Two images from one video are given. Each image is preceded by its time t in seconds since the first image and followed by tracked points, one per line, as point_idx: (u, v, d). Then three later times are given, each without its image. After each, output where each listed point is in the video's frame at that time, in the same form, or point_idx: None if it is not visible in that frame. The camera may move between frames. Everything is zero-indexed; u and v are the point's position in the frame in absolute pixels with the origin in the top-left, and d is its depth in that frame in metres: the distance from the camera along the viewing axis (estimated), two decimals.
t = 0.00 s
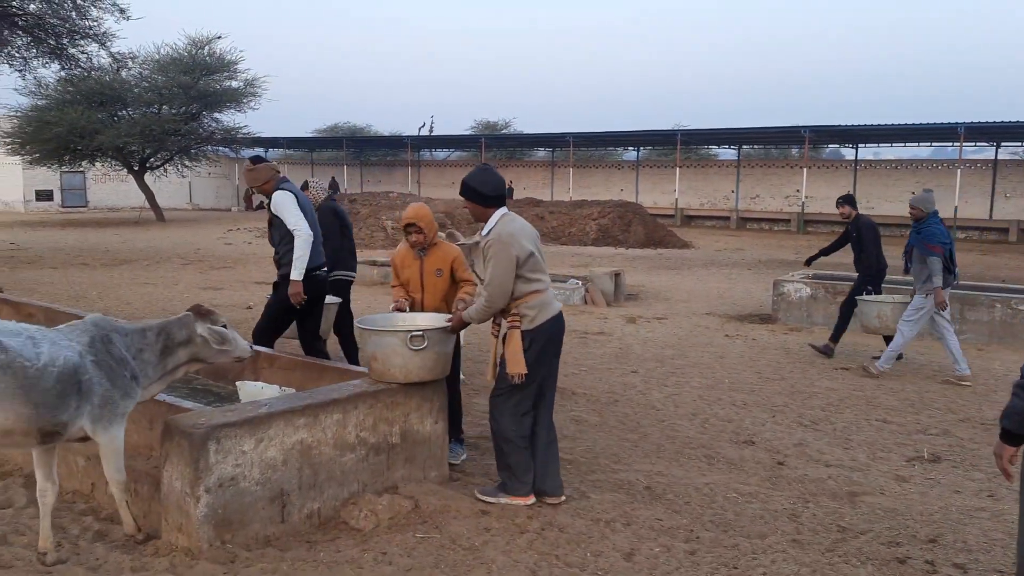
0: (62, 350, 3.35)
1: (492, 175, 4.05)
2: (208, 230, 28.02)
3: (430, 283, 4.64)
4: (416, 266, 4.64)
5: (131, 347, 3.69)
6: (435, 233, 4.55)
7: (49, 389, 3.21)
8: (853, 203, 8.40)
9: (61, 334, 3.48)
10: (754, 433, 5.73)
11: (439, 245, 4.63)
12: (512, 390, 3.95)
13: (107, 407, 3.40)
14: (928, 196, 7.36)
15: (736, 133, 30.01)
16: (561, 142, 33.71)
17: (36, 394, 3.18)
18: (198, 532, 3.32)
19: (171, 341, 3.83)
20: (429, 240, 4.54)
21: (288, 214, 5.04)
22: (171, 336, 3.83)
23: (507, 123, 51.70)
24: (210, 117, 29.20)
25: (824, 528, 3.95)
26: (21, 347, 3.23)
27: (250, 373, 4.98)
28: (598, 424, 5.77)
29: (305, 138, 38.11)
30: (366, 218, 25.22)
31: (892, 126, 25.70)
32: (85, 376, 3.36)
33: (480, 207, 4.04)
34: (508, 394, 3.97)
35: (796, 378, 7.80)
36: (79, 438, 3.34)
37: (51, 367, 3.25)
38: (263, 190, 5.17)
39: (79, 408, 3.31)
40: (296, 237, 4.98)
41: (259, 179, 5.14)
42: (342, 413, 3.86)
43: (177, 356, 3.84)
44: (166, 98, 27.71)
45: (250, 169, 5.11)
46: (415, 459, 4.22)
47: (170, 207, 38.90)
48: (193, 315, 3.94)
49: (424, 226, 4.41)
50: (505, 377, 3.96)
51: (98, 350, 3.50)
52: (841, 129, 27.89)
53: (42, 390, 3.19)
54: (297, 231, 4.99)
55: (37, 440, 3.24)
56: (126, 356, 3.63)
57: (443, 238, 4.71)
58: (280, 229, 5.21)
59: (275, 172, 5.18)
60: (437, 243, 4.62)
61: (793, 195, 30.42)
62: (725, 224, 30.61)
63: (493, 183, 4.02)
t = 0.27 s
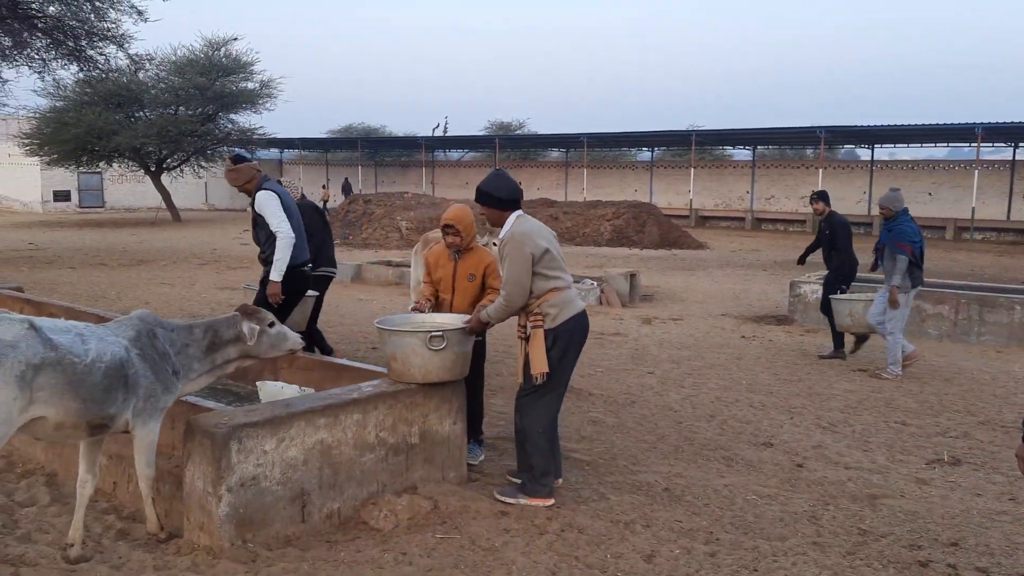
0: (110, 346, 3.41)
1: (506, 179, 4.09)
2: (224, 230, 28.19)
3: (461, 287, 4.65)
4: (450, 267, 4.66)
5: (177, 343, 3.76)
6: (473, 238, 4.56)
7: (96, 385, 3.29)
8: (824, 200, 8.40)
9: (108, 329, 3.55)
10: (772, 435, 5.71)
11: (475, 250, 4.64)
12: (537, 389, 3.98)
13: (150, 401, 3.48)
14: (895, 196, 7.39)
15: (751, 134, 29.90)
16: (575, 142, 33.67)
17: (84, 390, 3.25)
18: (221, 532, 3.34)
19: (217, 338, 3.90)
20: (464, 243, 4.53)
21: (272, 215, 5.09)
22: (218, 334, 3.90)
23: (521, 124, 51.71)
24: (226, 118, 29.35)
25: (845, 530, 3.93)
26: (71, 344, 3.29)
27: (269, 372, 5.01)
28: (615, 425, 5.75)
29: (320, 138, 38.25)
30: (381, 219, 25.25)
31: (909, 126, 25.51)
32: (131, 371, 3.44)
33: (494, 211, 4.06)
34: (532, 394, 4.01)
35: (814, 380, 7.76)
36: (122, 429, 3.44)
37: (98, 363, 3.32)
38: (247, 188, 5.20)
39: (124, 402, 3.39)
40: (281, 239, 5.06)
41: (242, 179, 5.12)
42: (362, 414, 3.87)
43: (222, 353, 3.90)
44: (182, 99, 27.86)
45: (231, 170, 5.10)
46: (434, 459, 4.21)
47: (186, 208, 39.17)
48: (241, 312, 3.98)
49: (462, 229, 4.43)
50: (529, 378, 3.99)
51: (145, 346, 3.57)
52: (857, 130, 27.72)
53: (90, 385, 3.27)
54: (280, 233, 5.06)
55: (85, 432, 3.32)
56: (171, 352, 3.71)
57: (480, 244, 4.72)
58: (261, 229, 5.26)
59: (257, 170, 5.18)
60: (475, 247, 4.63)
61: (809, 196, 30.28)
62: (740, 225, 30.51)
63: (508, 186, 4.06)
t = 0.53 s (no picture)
0: (137, 344, 3.46)
1: (522, 178, 4.13)
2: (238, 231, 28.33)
3: (466, 295, 4.67)
4: (455, 274, 4.68)
5: (205, 340, 3.81)
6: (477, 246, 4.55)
7: (121, 381, 3.33)
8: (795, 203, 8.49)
9: (137, 326, 3.60)
10: (786, 438, 5.69)
11: (481, 257, 4.65)
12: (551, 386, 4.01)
13: (177, 397, 3.53)
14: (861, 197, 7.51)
15: (766, 135, 29.78)
16: (588, 144, 33.65)
17: (111, 387, 3.31)
18: (236, 530, 3.37)
19: (245, 335, 3.95)
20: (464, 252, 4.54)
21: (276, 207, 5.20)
22: (247, 330, 3.95)
23: (534, 125, 51.71)
24: (240, 120, 29.51)
25: (859, 534, 3.92)
26: (98, 342, 3.34)
27: (284, 373, 5.03)
28: (628, 427, 5.75)
29: (333, 140, 38.40)
30: (394, 220, 25.32)
31: (925, 128, 25.35)
32: (158, 367, 3.49)
33: (511, 209, 4.09)
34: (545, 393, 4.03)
35: (828, 382, 7.73)
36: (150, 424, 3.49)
37: (125, 361, 3.37)
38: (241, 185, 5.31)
39: (151, 397, 3.44)
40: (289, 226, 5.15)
41: (239, 175, 5.26)
42: (376, 414, 3.89)
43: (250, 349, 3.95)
44: (197, 101, 28.03)
45: (228, 167, 5.24)
46: (447, 460, 4.22)
47: (201, 209, 39.42)
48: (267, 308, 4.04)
49: (462, 237, 4.44)
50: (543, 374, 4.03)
51: (172, 343, 3.63)
52: (872, 132, 27.56)
53: (116, 382, 3.32)
54: (284, 221, 5.14)
55: (111, 427, 3.38)
56: (199, 349, 3.76)
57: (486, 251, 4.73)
58: (260, 225, 5.32)
59: (250, 165, 5.32)
60: (479, 254, 4.64)
61: (823, 198, 30.15)
62: (754, 227, 30.42)
63: (527, 184, 4.08)
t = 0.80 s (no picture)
0: (157, 341, 3.50)
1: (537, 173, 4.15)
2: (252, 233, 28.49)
3: (462, 300, 4.82)
4: (449, 283, 4.83)
5: (224, 338, 3.85)
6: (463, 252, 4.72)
7: (143, 378, 3.38)
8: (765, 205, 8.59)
9: (158, 323, 3.65)
10: (797, 441, 5.69)
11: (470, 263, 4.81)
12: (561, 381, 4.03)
13: (197, 394, 3.58)
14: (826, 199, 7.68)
15: (780, 138, 29.68)
16: (601, 146, 33.64)
17: (132, 383, 3.35)
18: (248, 529, 3.40)
19: (263, 335, 4.00)
20: (453, 258, 4.70)
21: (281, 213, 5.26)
22: (265, 329, 4.00)
23: (547, 127, 51.73)
24: (255, 122, 29.67)
25: (868, 537, 3.92)
26: (121, 340, 3.38)
27: (296, 373, 5.07)
28: (639, 430, 5.76)
29: (347, 142, 38.55)
30: (406, 222, 25.39)
31: (940, 132, 25.21)
32: (177, 365, 3.53)
33: (523, 205, 4.10)
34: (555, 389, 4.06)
35: (840, 386, 7.72)
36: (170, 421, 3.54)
37: (145, 358, 3.41)
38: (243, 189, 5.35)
39: (171, 394, 3.49)
40: (289, 234, 5.23)
41: (239, 178, 5.29)
42: (387, 415, 3.92)
43: (268, 347, 4.00)
44: (211, 103, 28.21)
45: (228, 170, 5.26)
46: (458, 461, 4.24)
47: (214, 210, 39.67)
48: (286, 307, 4.10)
49: (449, 245, 4.60)
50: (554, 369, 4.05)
51: (191, 340, 3.67)
52: (887, 135, 27.43)
53: (137, 379, 3.36)
54: (282, 227, 5.21)
55: (133, 422, 3.43)
56: (218, 346, 3.81)
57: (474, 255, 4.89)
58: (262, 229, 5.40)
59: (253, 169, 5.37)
60: (468, 260, 4.80)
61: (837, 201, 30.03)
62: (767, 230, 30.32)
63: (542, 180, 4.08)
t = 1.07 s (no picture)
0: (181, 337, 3.55)
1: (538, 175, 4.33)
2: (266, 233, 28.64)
3: (471, 299, 4.96)
4: (457, 283, 4.97)
5: (243, 336, 3.89)
6: (471, 252, 4.85)
7: (171, 373, 3.43)
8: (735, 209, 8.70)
9: (181, 320, 3.70)
10: (810, 444, 5.68)
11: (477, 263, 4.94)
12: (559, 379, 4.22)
13: (218, 388, 3.63)
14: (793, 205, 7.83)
15: (794, 140, 29.57)
16: (614, 148, 33.61)
17: (159, 378, 3.39)
18: (264, 526, 3.45)
19: (282, 335, 4.02)
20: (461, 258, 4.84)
21: (281, 223, 5.27)
22: (283, 331, 4.02)
23: (560, 128, 51.68)
24: (270, 124, 29.82)
25: (881, 540, 3.92)
26: (147, 337, 3.44)
27: (310, 373, 5.11)
28: (651, 431, 5.77)
29: (360, 144, 38.69)
30: (419, 223, 25.46)
31: (956, 133, 25.05)
32: (200, 360, 3.57)
33: (524, 206, 4.28)
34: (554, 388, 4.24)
35: (854, 389, 7.69)
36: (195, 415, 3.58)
37: (170, 353, 3.45)
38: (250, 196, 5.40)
39: (195, 389, 3.53)
40: (284, 248, 5.25)
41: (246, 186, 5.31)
42: (401, 414, 3.94)
43: (285, 348, 4.02)
44: (227, 105, 28.37)
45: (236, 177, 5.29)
46: (471, 461, 4.26)
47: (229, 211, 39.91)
48: (306, 315, 4.11)
49: (455, 246, 4.75)
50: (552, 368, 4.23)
51: (212, 338, 3.72)
52: (902, 136, 27.28)
53: (164, 374, 3.41)
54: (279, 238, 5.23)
55: (160, 416, 3.47)
56: (237, 345, 3.84)
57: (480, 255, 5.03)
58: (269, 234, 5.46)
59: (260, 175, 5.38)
60: (475, 261, 4.94)
61: (852, 204, 29.88)
62: (781, 232, 30.21)
63: (542, 182, 4.27)
